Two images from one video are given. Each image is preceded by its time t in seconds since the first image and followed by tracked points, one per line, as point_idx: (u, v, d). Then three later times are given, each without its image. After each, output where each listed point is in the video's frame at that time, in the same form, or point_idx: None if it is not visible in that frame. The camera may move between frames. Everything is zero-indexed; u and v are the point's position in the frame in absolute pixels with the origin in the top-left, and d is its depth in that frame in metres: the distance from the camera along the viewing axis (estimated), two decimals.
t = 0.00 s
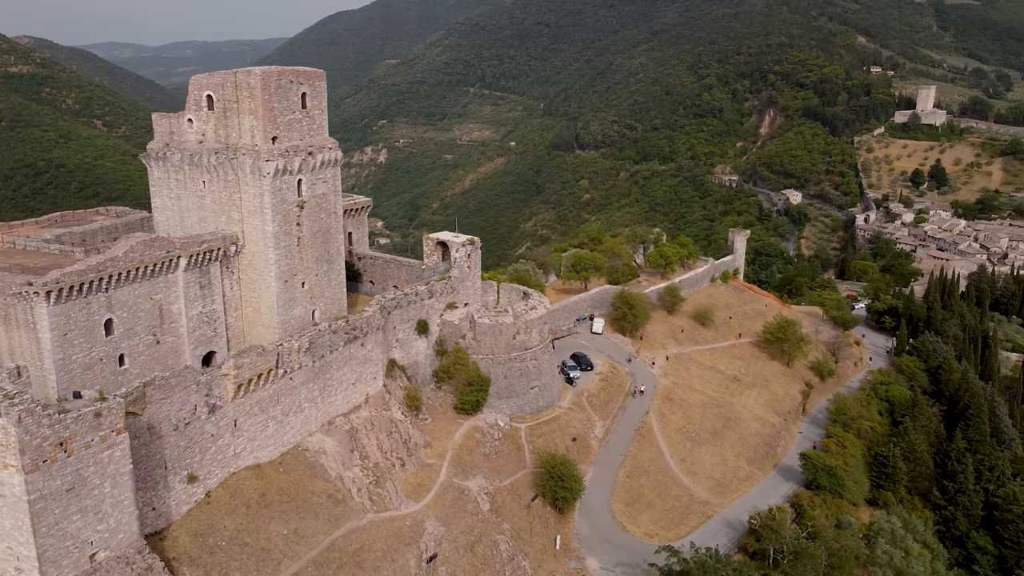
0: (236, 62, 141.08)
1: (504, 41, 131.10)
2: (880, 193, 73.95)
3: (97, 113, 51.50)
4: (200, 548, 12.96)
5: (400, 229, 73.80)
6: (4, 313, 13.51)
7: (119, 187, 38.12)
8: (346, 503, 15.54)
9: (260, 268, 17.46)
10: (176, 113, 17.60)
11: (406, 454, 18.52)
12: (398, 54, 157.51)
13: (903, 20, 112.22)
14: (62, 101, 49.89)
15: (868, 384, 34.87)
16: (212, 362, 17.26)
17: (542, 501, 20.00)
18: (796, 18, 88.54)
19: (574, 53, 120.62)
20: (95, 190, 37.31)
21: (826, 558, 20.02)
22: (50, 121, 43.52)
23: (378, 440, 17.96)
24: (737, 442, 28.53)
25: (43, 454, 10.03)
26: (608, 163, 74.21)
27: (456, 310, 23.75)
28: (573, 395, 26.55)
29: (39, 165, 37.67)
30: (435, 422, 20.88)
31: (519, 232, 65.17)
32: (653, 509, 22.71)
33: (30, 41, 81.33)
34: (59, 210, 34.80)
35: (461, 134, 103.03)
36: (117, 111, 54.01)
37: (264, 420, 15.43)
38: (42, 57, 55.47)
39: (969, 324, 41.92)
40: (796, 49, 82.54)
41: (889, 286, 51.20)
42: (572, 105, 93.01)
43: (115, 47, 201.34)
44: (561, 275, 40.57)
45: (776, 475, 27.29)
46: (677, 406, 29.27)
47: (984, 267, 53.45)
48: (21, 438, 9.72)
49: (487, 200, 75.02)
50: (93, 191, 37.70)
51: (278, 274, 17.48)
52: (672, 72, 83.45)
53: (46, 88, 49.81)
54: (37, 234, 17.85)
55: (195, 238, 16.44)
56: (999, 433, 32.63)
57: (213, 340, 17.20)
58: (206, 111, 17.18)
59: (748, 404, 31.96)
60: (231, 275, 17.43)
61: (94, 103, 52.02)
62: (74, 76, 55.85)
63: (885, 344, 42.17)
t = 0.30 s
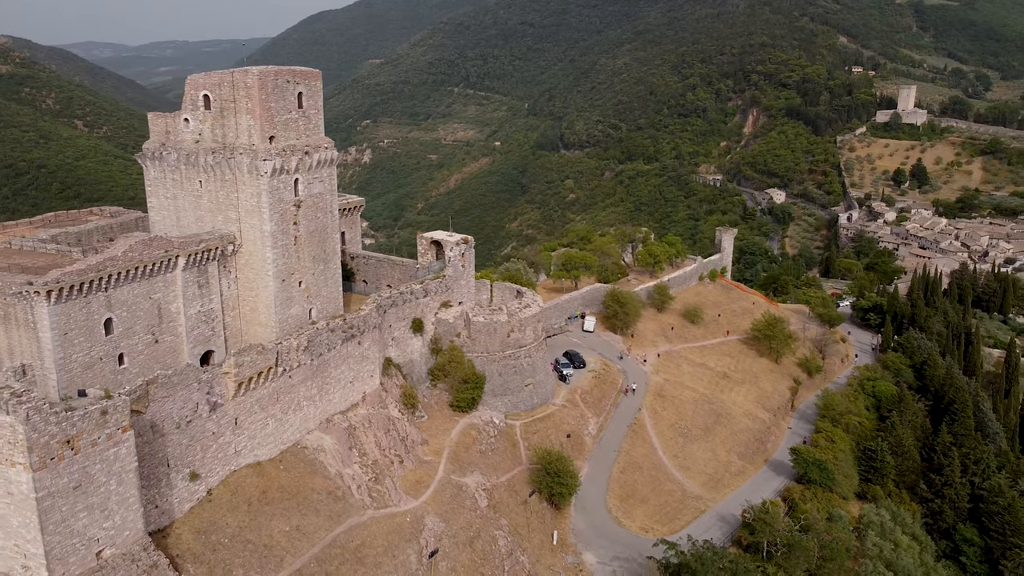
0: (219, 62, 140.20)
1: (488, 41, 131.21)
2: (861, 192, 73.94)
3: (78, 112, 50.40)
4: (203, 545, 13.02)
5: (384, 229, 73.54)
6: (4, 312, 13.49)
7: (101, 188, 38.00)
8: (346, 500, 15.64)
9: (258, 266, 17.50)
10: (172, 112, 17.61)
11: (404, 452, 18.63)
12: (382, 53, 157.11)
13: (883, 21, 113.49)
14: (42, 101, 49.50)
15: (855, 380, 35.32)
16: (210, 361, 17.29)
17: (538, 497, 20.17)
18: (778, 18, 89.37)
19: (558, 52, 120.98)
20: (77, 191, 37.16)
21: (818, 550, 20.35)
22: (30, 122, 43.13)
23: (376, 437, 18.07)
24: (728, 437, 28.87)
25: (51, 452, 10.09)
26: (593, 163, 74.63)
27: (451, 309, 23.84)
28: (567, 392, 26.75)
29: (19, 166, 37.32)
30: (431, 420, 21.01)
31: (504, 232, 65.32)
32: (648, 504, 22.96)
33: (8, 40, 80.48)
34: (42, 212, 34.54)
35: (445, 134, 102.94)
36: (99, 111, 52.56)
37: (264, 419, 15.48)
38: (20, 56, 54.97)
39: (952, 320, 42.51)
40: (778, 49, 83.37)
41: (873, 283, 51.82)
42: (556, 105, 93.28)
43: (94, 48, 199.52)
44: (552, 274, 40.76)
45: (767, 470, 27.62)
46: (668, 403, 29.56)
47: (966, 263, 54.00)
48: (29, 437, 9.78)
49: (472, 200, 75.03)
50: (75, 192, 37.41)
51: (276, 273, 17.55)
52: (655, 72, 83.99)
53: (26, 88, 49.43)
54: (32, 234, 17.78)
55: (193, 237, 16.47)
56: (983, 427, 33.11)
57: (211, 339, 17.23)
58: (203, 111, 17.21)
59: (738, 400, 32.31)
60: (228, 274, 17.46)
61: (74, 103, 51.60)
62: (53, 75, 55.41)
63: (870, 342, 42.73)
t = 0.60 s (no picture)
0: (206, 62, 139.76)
1: (477, 41, 131.35)
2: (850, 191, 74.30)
3: (65, 113, 50.37)
4: (210, 541, 13.11)
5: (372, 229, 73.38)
6: (10, 311, 13.54)
7: (90, 188, 37.98)
8: (351, 496, 15.75)
9: (260, 265, 17.59)
10: (174, 112, 17.66)
11: (407, 448, 18.78)
12: (370, 53, 156.86)
13: (870, 21, 114.36)
14: (28, 101, 49.38)
15: (848, 377, 35.68)
16: (213, 359, 17.37)
17: (539, 493, 20.33)
18: (766, 18, 89.99)
19: (547, 52, 121.28)
20: (65, 192, 37.14)
21: (815, 543, 20.67)
22: (16, 123, 43.08)
23: (378, 434, 18.20)
24: (724, 433, 29.14)
25: (63, 449, 10.18)
26: (583, 162, 75.05)
27: (450, 307, 23.96)
28: (565, 389, 26.97)
29: (7, 167, 37.32)
30: (431, 417, 21.16)
31: (494, 232, 65.41)
32: (646, 499, 23.19)
33: None
34: (31, 213, 34.58)
35: (434, 134, 102.95)
36: (85, 111, 52.62)
37: (268, 416, 15.58)
38: (6, 56, 54.75)
39: (942, 318, 42.95)
40: (766, 49, 83.97)
41: (862, 282, 52.25)
42: (545, 105, 93.50)
43: (79, 48, 198.05)
44: (547, 273, 40.92)
45: (763, 466, 27.89)
46: (665, 399, 29.80)
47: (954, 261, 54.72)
48: (43, 433, 9.87)
49: (462, 199, 75.10)
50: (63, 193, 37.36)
51: (278, 271, 17.65)
52: (644, 72, 84.33)
53: (12, 88, 49.34)
54: (33, 234, 17.80)
55: (197, 236, 16.54)
56: (974, 423, 33.47)
57: (214, 338, 17.30)
58: (204, 111, 17.27)
59: (733, 397, 32.60)
60: (230, 273, 17.53)
61: (61, 103, 51.50)
62: (39, 75, 55.23)
63: (861, 339, 43.15)
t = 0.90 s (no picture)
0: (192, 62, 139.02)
1: (465, 41, 131.41)
2: (837, 190, 75.02)
3: (50, 113, 50.39)
4: (217, 538, 13.20)
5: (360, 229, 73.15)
6: (14, 311, 13.56)
7: (75, 188, 37.86)
8: (354, 493, 15.87)
9: (261, 264, 17.67)
10: (174, 112, 17.71)
11: (408, 445, 18.91)
12: (357, 53, 156.49)
13: (855, 21, 115.24)
14: (13, 101, 49.18)
15: (839, 373, 36.06)
16: (215, 357, 17.43)
17: (538, 489, 20.52)
18: (753, 19, 90.66)
19: (534, 52, 121.62)
20: (50, 192, 37.03)
21: (811, 536, 20.96)
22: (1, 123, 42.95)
23: (380, 432, 18.32)
24: (719, 429, 29.41)
25: (75, 446, 10.25)
26: (572, 162, 75.41)
27: (448, 306, 24.07)
28: (562, 387, 27.16)
29: None
30: (430, 415, 21.29)
31: (483, 232, 65.42)
32: (644, 494, 23.42)
33: None
34: (17, 214, 34.46)
35: (422, 134, 102.95)
36: (70, 111, 52.59)
37: (272, 414, 15.66)
38: None
39: (929, 315, 43.39)
40: (753, 49, 84.61)
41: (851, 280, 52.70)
42: (533, 104, 93.70)
43: (61, 49, 196.73)
44: (541, 272, 41.11)
45: (757, 461, 28.18)
46: (660, 396, 30.04)
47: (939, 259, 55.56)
48: (55, 430, 9.95)
49: (450, 199, 75.10)
50: (49, 193, 37.17)
51: (279, 270, 17.73)
52: (632, 72, 84.74)
53: None
54: (33, 234, 17.76)
55: (198, 235, 16.59)
56: (963, 418, 33.84)
57: (216, 337, 17.37)
58: (205, 110, 17.34)
59: (726, 394, 32.89)
60: (232, 272, 17.60)
61: (46, 103, 51.38)
62: (23, 75, 54.93)
63: (851, 336, 43.58)
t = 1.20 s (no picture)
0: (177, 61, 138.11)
1: (451, 40, 131.34)
2: (823, 189, 75.73)
3: (33, 113, 50.25)
4: (222, 534, 13.28)
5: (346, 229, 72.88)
6: (17, 310, 13.56)
7: (59, 189, 37.71)
8: (356, 489, 15.99)
9: (260, 262, 17.74)
10: (173, 111, 17.74)
11: (408, 442, 19.04)
12: (343, 52, 155.98)
13: (839, 21, 116.12)
14: None
15: (829, 369, 36.46)
16: (215, 355, 17.49)
17: (537, 485, 20.70)
18: (738, 19, 91.42)
19: (521, 52, 121.84)
20: (34, 193, 36.86)
21: (805, 529, 21.28)
22: None
23: (380, 429, 18.44)
24: (712, 425, 29.71)
25: (84, 442, 10.32)
26: (559, 162, 75.61)
27: (445, 304, 24.19)
28: (557, 385, 27.36)
29: None
30: (429, 412, 21.41)
31: (470, 232, 65.40)
32: (640, 490, 23.66)
33: None
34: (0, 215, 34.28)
35: (409, 134, 102.87)
36: (54, 112, 52.50)
37: (274, 412, 15.75)
38: None
39: (916, 312, 43.94)
40: (739, 48, 85.26)
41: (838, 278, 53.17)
42: (520, 104, 93.85)
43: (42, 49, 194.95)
44: (533, 270, 41.31)
45: (750, 456, 28.50)
46: (654, 393, 30.31)
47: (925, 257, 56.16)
48: (65, 427, 10.01)
49: (437, 199, 75.01)
50: (32, 194, 36.94)
51: (279, 269, 17.81)
52: (619, 71, 85.15)
53: None
54: (30, 234, 17.71)
55: (199, 234, 16.65)
56: (951, 413, 34.32)
57: (216, 335, 17.43)
58: (205, 110, 17.40)
59: (718, 390, 33.20)
60: (232, 271, 17.66)
61: (29, 104, 51.28)
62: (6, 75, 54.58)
63: (840, 334, 44.05)
